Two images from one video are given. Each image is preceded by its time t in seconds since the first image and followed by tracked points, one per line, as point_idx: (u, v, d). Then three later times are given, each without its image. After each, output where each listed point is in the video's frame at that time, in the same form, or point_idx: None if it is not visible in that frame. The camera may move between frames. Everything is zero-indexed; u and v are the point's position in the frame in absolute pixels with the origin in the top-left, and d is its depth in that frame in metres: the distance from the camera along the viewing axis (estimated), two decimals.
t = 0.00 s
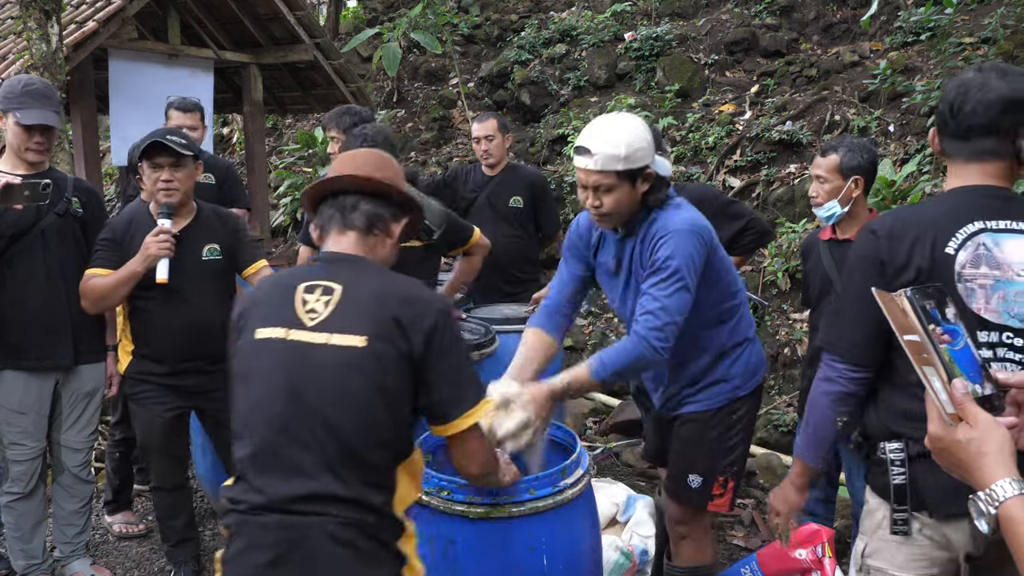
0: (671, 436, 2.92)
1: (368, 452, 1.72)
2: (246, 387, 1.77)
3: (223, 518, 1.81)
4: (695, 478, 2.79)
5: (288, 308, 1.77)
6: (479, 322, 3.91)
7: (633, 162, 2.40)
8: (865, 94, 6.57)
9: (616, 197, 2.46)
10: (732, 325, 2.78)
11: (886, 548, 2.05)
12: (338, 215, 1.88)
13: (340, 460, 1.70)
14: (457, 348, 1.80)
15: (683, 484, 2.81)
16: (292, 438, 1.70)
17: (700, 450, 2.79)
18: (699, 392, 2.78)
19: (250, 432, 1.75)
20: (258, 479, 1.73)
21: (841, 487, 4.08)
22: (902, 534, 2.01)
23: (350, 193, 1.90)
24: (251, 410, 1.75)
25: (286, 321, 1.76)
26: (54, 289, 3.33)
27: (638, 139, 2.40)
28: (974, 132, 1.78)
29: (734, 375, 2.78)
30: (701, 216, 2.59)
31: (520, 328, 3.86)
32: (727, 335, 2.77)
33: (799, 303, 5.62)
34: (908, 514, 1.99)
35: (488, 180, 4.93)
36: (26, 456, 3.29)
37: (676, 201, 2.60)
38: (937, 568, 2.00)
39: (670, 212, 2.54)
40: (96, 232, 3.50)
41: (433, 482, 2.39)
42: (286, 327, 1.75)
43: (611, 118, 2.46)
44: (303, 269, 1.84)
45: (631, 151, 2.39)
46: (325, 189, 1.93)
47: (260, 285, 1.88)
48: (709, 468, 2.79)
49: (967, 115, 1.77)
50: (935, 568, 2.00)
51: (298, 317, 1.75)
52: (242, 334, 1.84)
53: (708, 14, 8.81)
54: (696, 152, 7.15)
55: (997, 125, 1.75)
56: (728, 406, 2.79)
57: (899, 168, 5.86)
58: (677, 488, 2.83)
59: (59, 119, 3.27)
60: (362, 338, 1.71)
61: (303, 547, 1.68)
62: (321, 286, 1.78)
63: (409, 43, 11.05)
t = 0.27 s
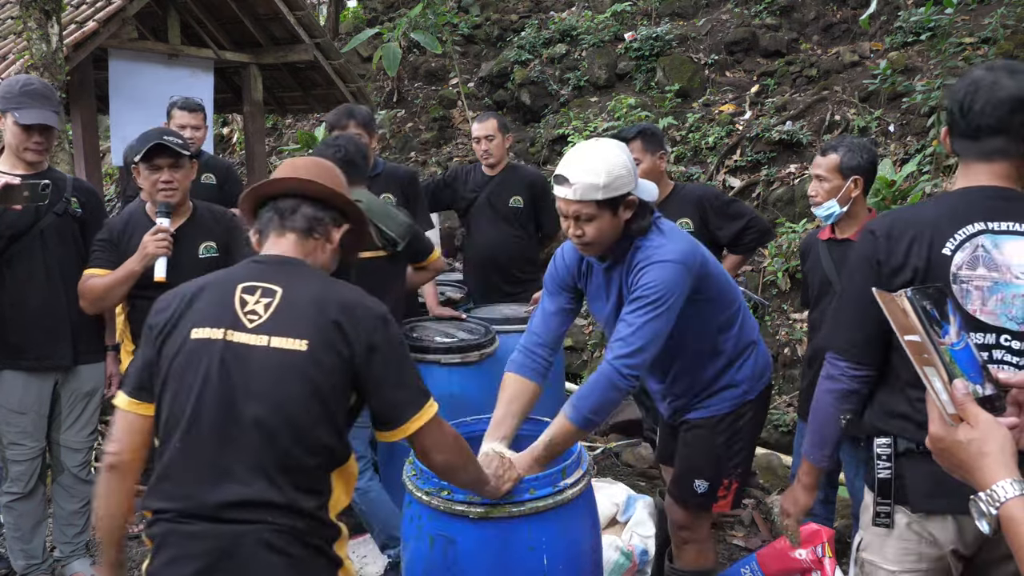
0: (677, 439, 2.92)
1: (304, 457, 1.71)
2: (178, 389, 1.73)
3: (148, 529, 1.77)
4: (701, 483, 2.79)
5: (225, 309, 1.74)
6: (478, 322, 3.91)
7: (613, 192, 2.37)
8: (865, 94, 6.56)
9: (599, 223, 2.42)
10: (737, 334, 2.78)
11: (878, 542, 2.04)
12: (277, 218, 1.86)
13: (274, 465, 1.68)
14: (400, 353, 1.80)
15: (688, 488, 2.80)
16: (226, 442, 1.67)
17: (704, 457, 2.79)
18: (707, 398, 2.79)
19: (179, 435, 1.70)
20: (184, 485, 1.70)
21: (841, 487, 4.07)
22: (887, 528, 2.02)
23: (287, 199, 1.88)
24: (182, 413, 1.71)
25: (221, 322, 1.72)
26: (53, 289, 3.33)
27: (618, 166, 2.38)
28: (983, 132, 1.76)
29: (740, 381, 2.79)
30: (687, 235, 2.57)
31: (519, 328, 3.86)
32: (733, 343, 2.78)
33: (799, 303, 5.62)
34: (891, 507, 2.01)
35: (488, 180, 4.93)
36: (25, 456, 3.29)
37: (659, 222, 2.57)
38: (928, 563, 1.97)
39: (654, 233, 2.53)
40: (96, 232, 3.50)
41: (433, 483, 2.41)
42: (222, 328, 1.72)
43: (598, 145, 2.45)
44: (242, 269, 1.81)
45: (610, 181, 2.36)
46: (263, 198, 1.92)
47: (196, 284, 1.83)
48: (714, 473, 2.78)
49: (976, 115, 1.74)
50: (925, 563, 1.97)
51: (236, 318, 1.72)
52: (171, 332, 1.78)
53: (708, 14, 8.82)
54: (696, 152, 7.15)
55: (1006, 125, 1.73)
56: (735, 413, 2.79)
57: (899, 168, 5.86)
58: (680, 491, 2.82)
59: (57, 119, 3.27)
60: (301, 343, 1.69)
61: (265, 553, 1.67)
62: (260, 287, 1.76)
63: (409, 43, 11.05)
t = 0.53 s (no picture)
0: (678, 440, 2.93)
1: (290, 459, 1.73)
2: (159, 396, 1.72)
3: (129, 538, 1.76)
4: (701, 484, 2.79)
5: (204, 313, 1.73)
6: (478, 321, 3.91)
7: (604, 200, 2.36)
8: (865, 94, 6.56)
9: (591, 236, 2.43)
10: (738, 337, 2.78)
11: (890, 536, 2.04)
12: (247, 218, 1.86)
13: (260, 468, 1.70)
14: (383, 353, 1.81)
15: (688, 489, 2.81)
16: (212, 447, 1.68)
17: (705, 459, 2.80)
18: (708, 400, 2.79)
19: (162, 442, 1.70)
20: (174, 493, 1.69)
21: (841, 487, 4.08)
22: (899, 522, 2.01)
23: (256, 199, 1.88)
24: (165, 420, 1.71)
25: (202, 327, 1.72)
26: (53, 289, 3.33)
27: (609, 173, 2.38)
28: (1009, 133, 1.76)
29: (740, 383, 2.79)
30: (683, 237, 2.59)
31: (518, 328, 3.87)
32: (734, 345, 2.78)
33: (799, 303, 5.62)
34: (904, 500, 2.01)
35: (488, 180, 4.93)
36: (25, 456, 3.28)
37: (653, 226, 2.59)
38: (939, 558, 1.95)
39: (649, 237, 2.55)
40: (94, 232, 3.50)
41: (433, 483, 2.41)
42: (203, 335, 1.71)
43: (591, 152, 2.45)
44: (217, 270, 1.80)
45: (600, 189, 2.35)
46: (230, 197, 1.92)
47: (169, 283, 1.80)
48: (716, 476, 2.79)
49: (1002, 114, 1.75)
50: (937, 558, 1.95)
51: (218, 323, 1.72)
52: (147, 333, 1.75)
53: (708, 14, 8.82)
54: (696, 152, 7.15)
55: None
56: (736, 415, 2.80)
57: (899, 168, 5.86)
58: (680, 492, 2.83)
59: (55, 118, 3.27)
60: (285, 349, 1.70)
61: (253, 559, 1.69)
62: (240, 291, 1.75)
63: (409, 43, 11.05)
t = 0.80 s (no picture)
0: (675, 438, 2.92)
1: (279, 463, 1.74)
2: (147, 401, 1.71)
3: (116, 549, 1.73)
4: (696, 484, 2.77)
5: (194, 319, 1.73)
6: (478, 321, 3.91)
7: (602, 188, 2.36)
8: (865, 94, 6.56)
9: (598, 219, 2.43)
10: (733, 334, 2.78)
11: (905, 534, 2.03)
12: (235, 223, 1.86)
13: (250, 472, 1.71)
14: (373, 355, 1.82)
15: (684, 488, 2.80)
16: (202, 452, 1.68)
17: (699, 457, 2.79)
18: (702, 398, 2.80)
19: (151, 447, 1.69)
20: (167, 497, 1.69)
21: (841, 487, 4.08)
22: (919, 522, 1.99)
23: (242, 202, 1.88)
24: (153, 426, 1.70)
25: (191, 332, 1.72)
26: (53, 289, 3.33)
27: (607, 163, 2.38)
28: None
29: (735, 380, 2.78)
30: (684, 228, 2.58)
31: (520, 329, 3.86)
32: (730, 342, 2.78)
33: (799, 302, 5.62)
34: (925, 502, 1.98)
35: (488, 180, 4.93)
36: (24, 456, 3.29)
37: (655, 216, 2.59)
38: (957, 558, 1.95)
39: (651, 227, 2.54)
40: (94, 232, 3.50)
41: (434, 482, 2.41)
42: (192, 339, 1.71)
43: (588, 143, 2.44)
44: (206, 275, 1.80)
45: (598, 177, 2.35)
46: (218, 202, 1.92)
47: (155, 290, 1.80)
48: (711, 473, 2.77)
49: None
50: (954, 558, 1.95)
51: (207, 329, 1.72)
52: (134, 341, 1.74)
53: (708, 14, 8.82)
54: (696, 152, 7.15)
55: None
56: (731, 413, 2.79)
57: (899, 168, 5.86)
58: (676, 491, 2.82)
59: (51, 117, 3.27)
60: (275, 354, 1.70)
61: (245, 568, 1.72)
62: (230, 296, 1.75)
63: (409, 43, 11.06)
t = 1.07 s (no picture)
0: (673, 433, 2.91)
1: (267, 456, 1.72)
2: (134, 395, 1.72)
3: (106, 546, 1.74)
4: (695, 477, 2.78)
5: (179, 312, 1.74)
6: (479, 321, 3.91)
7: (586, 187, 2.37)
8: (865, 94, 6.56)
9: (594, 213, 2.45)
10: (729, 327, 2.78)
11: (915, 533, 2.04)
12: (224, 230, 1.87)
13: (236, 464, 1.69)
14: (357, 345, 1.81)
15: (684, 484, 2.80)
16: (187, 443, 1.67)
17: (700, 451, 2.78)
18: (699, 392, 2.78)
19: (137, 440, 1.70)
20: (157, 492, 1.68)
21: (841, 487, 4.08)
22: (933, 524, 1.98)
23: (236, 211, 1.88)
24: (138, 420, 1.70)
25: (176, 325, 1.72)
26: (52, 289, 3.33)
27: (589, 161, 2.36)
28: None
29: (732, 374, 2.77)
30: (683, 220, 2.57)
31: (521, 328, 3.85)
32: (727, 337, 2.78)
33: (799, 303, 5.61)
34: (939, 503, 1.96)
35: (488, 180, 4.93)
36: (24, 456, 3.28)
37: (654, 209, 2.57)
38: (965, 561, 1.96)
39: (649, 219, 2.53)
40: (94, 232, 3.50)
41: (433, 482, 2.41)
42: (177, 332, 1.71)
43: (570, 144, 2.43)
44: (193, 273, 1.81)
45: (581, 177, 2.35)
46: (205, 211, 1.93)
47: (142, 292, 1.81)
48: (711, 467, 2.78)
49: None
50: (963, 560, 1.96)
51: (192, 321, 1.72)
52: (121, 339, 1.76)
53: (708, 14, 8.82)
54: (696, 152, 7.15)
55: None
56: (729, 410, 2.78)
57: (899, 168, 5.86)
58: (678, 487, 2.81)
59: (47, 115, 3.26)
60: (259, 342, 1.70)
61: (236, 562, 1.69)
62: (215, 290, 1.76)
63: (409, 43, 11.06)
